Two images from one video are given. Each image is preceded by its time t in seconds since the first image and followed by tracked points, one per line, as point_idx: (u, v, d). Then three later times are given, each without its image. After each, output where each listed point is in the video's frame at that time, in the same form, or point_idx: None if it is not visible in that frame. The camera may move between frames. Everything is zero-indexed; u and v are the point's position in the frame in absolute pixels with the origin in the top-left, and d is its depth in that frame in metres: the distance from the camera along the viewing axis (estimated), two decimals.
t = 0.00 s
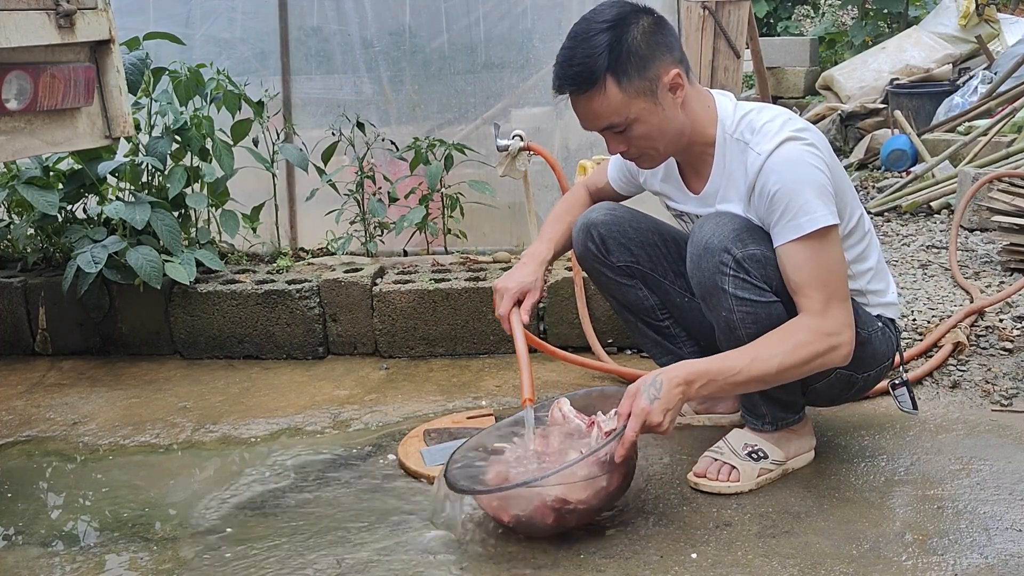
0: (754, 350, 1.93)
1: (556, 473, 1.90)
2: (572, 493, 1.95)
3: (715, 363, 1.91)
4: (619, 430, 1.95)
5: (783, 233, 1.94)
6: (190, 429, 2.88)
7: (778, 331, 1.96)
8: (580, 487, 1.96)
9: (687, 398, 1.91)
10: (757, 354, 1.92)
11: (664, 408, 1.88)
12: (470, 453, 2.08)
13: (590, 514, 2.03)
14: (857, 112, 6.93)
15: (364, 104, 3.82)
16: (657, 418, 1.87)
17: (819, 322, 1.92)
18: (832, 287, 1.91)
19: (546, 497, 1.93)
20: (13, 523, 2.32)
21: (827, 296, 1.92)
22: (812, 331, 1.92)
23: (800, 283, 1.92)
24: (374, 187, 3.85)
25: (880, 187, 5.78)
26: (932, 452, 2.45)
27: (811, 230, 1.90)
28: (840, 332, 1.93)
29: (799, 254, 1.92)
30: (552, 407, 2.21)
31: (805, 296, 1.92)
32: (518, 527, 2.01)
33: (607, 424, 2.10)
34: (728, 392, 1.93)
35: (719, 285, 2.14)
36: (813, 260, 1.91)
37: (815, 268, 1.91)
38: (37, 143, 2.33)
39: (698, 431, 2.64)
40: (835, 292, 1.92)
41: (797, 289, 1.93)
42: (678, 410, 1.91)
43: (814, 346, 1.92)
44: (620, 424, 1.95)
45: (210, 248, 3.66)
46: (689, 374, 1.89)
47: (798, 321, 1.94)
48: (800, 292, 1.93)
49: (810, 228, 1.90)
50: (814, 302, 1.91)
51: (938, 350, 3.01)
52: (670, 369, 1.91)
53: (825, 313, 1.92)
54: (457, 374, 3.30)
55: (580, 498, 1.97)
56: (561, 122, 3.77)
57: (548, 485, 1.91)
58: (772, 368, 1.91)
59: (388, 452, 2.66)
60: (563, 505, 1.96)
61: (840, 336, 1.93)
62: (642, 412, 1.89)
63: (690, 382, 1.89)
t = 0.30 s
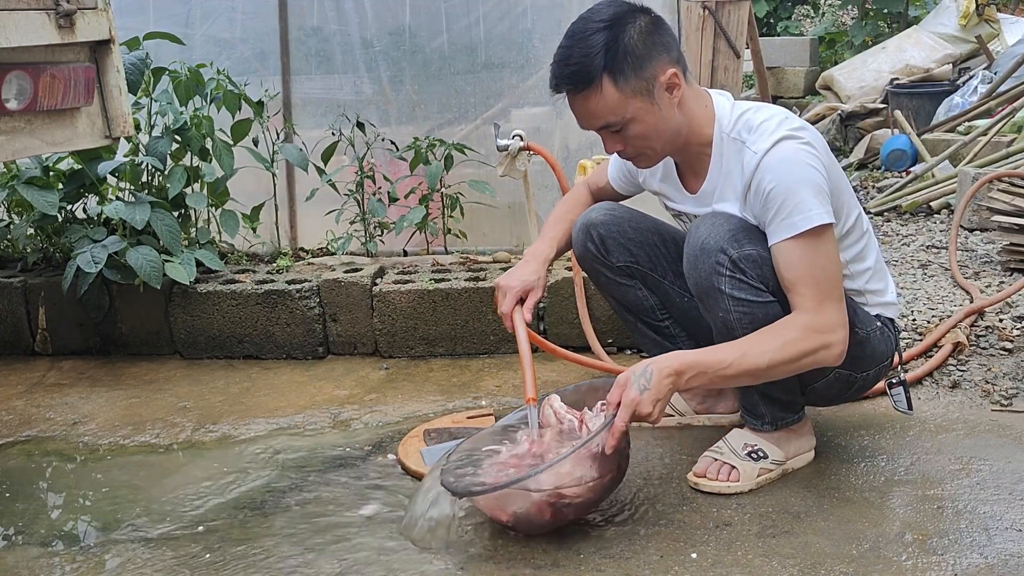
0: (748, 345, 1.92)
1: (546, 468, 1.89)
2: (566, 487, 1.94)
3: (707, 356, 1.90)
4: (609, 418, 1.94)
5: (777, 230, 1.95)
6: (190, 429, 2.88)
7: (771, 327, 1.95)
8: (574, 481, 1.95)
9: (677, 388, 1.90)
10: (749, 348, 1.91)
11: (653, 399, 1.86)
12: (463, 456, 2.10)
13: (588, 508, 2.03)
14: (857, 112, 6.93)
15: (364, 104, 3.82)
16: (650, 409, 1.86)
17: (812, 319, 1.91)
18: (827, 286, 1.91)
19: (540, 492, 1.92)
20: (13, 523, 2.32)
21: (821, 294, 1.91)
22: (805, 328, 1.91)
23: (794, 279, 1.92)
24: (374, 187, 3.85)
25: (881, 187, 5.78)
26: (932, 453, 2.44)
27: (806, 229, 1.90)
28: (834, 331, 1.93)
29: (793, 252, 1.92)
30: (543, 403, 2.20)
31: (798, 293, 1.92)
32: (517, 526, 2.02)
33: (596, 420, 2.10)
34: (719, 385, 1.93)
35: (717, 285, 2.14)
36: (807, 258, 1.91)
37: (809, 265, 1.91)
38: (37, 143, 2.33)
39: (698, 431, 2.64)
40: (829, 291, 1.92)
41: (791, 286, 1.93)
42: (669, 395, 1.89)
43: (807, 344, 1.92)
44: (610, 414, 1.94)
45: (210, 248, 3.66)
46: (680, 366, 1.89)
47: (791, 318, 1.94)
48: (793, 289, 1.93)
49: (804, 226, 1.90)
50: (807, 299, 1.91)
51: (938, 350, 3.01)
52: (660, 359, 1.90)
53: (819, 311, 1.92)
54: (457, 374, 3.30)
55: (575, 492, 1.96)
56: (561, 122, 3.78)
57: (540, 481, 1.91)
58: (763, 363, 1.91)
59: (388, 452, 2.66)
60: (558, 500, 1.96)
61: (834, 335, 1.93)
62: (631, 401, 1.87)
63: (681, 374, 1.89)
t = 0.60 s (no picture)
0: (745, 341, 1.92)
1: (545, 468, 1.89)
2: (565, 485, 1.95)
3: (703, 351, 1.90)
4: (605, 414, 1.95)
5: (776, 227, 1.94)
6: (190, 429, 2.88)
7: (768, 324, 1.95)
8: (572, 480, 1.95)
9: (673, 384, 1.90)
10: (746, 344, 1.91)
11: (649, 396, 1.86)
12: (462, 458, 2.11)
13: (587, 505, 2.03)
14: (857, 113, 6.94)
15: (364, 104, 3.82)
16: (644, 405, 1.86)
17: (809, 316, 1.91)
18: (824, 283, 1.91)
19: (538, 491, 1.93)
20: (13, 523, 2.32)
21: (818, 291, 1.91)
22: (802, 324, 1.91)
23: (792, 276, 1.91)
24: (374, 187, 3.85)
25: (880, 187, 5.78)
26: (932, 453, 2.44)
27: (804, 225, 1.90)
28: (831, 329, 1.93)
29: (790, 248, 1.92)
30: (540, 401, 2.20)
31: (796, 289, 1.92)
32: (518, 524, 2.02)
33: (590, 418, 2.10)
34: (715, 381, 1.92)
35: (717, 285, 2.14)
36: (804, 254, 1.91)
37: (806, 262, 1.90)
38: (37, 143, 2.33)
39: (697, 431, 2.64)
40: (827, 288, 1.91)
41: (788, 282, 1.92)
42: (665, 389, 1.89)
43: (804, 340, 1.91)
44: (605, 409, 1.95)
45: (210, 248, 3.66)
46: (677, 362, 1.88)
47: (789, 314, 1.93)
48: (791, 285, 1.92)
49: (803, 223, 1.90)
50: (805, 296, 1.91)
51: (938, 350, 3.01)
52: (656, 354, 1.90)
53: (816, 308, 1.91)
54: (457, 374, 3.30)
55: (574, 490, 1.97)
56: (561, 122, 3.78)
57: (539, 481, 1.91)
58: (759, 359, 1.90)
59: (388, 452, 2.66)
60: (557, 498, 1.96)
61: (832, 332, 1.93)
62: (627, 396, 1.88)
63: (677, 369, 1.89)
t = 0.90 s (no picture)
0: (737, 334, 1.92)
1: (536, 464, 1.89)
2: (557, 482, 1.94)
3: (694, 342, 1.90)
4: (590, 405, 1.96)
5: (771, 222, 1.94)
6: (190, 429, 2.88)
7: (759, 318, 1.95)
8: (564, 476, 1.95)
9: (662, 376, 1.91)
10: (737, 337, 1.91)
11: (637, 386, 1.87)
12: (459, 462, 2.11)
13: (581, 502, 2.02)
14: (857, 112, 6.94)
15: (364, 104, 3.82)
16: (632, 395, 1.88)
17: (802, 311, 1.91)
18: (819, 279, 1.90)
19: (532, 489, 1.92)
20: (13, 523, 2.32)
21: (812, 286, 1.90)
22: (794, 319, 1.91)
23: (786, 270, 1.91)
24: (374, 187, 3.85)
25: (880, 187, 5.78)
26: (932, 453, 2.44)
27: (799, 220, 1.90)
28: (824, 325, 1.92)
29: (785, 242, 1.91)
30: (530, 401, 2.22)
31: (790, 283, 1.91)
32: (519, 523, 2.02)
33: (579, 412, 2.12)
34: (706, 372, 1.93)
35: (717, 285, 2.14)
36: (800, 248, 1.90)
37: (801, 256, 1.90)
38: (37, 143, 2.33)
39: (697, 431, 2.64)
40: (821, 284, 1.91)
41: (782, 276, 1.92)
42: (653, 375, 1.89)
43: (797, 335, 1.91)
44: (594, 402, 1.95)
45: (210, 248, 3.67)
46: (666, 353, 1.89)
47: (782, 309, 1.93)
48: (785, 279, 1.92)
49: (799, 219, 1.90)
50: (798, 291, 1.90)
51: (938, 350, 3.01)
52: (645, 345, 1.90)
53: (810, 304, 1.91)
54: (457, 374, 3.30)
55: (567, 487, 1.96)
56: (561, 122, 3.78)
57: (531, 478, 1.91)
58: (749, 352, 1.91)
59: (388, 452, 2.66)
60: (550, 496, 1.96)
61: (824, 328, 1.92)
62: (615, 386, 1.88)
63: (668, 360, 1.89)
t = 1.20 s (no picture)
0: (727, 329, 1.92)
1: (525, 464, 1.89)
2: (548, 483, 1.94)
3: (684, 337, 1.91)
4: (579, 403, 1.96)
5: (765, 217, 1.94)
6: (190, 429, 2.88)
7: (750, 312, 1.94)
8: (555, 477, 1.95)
9: (651, 370, 1.92)
10: (727, 331, 1.91)
11: (625, 381, 1.88)
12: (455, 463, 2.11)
13: (573, 503, 2.02)
14: (857, 112, 6.94)
15: (364, 104, 3.82)
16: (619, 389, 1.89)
17: (792, 306, 1.90)
18: (812, 275, 1.89)
19: (521, 490, 1.92)
20: (12, 523, 2.32)
21: (803, 281, 1.89)
22: (785, 314, 1.90)
23: (778, 264, 1.90)
24: (374, 187, 3.85)
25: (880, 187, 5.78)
26: (932, 453, 2.44)
27: (793, 215, 1.89)
28: (815, 320, 1.90)
29: (778, 237, 1.91)
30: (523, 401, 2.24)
31: (782, 278, 1.90)
32: (512, 524, 2.02)
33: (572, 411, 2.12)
34: (697, 367, 1.92)
35: (716, 285, 2.14)
36: (792, 243, 1.89)
37: (793, 251, 1.89)
38: (37, 143, 2.33)
39: (697, 431, 2.63)
40: (813, 280, 1.90)
41: (774, 271, 1.91)
42: (641, 371, 1.90)
43: (787, 330, 1.90)
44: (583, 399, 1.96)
45: (210, 248, 3.67)
46: (654, 348, 1.90)
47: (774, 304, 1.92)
48: (777, 274, 1.91)
49: (793, 213, 1.89)
50: (790, 286, 1.89)
51: (938, 350, 3.01)
52: (634, 340, 1.91)
53: (801, 299, 1.89)
54: (457, 374, 3.29)
55: (558, 488, 1.96)
56: (561, 122, 3.78)
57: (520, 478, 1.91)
58: (737, 346, 1.90)
59: (388, 452, 2.66)
60: (541, 498, 1.96)
61: (815, 323, 1.91)
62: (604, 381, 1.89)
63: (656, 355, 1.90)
